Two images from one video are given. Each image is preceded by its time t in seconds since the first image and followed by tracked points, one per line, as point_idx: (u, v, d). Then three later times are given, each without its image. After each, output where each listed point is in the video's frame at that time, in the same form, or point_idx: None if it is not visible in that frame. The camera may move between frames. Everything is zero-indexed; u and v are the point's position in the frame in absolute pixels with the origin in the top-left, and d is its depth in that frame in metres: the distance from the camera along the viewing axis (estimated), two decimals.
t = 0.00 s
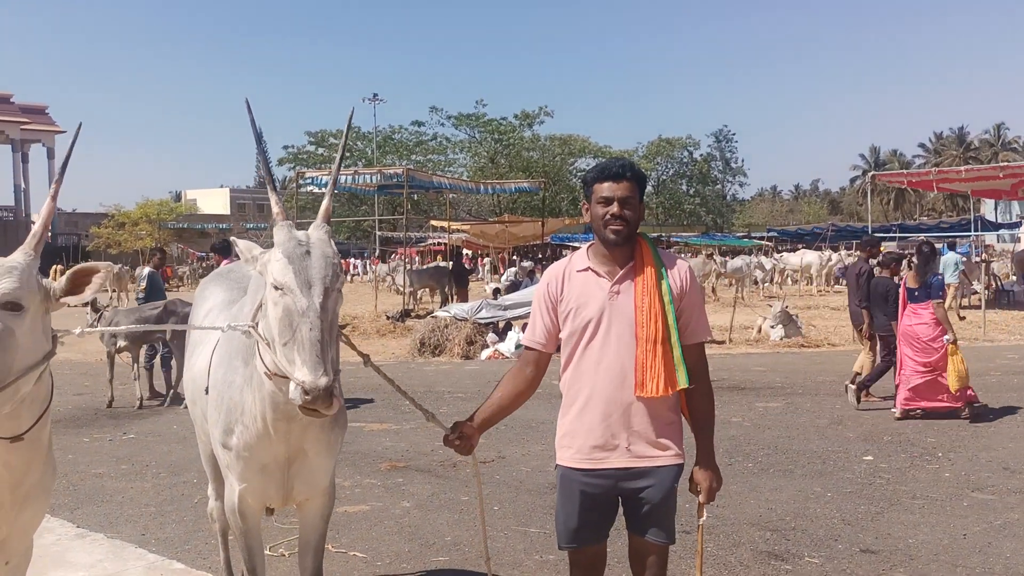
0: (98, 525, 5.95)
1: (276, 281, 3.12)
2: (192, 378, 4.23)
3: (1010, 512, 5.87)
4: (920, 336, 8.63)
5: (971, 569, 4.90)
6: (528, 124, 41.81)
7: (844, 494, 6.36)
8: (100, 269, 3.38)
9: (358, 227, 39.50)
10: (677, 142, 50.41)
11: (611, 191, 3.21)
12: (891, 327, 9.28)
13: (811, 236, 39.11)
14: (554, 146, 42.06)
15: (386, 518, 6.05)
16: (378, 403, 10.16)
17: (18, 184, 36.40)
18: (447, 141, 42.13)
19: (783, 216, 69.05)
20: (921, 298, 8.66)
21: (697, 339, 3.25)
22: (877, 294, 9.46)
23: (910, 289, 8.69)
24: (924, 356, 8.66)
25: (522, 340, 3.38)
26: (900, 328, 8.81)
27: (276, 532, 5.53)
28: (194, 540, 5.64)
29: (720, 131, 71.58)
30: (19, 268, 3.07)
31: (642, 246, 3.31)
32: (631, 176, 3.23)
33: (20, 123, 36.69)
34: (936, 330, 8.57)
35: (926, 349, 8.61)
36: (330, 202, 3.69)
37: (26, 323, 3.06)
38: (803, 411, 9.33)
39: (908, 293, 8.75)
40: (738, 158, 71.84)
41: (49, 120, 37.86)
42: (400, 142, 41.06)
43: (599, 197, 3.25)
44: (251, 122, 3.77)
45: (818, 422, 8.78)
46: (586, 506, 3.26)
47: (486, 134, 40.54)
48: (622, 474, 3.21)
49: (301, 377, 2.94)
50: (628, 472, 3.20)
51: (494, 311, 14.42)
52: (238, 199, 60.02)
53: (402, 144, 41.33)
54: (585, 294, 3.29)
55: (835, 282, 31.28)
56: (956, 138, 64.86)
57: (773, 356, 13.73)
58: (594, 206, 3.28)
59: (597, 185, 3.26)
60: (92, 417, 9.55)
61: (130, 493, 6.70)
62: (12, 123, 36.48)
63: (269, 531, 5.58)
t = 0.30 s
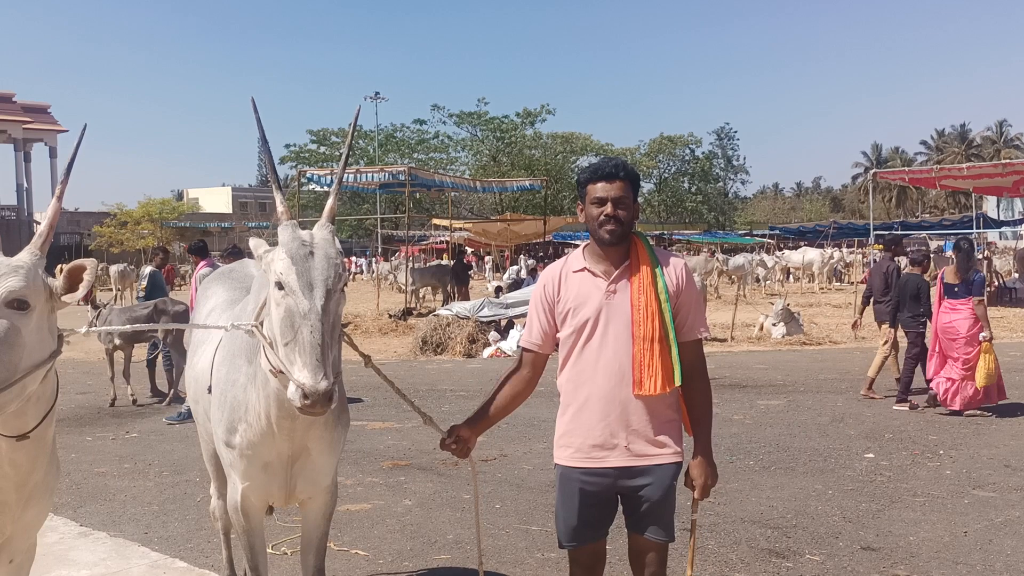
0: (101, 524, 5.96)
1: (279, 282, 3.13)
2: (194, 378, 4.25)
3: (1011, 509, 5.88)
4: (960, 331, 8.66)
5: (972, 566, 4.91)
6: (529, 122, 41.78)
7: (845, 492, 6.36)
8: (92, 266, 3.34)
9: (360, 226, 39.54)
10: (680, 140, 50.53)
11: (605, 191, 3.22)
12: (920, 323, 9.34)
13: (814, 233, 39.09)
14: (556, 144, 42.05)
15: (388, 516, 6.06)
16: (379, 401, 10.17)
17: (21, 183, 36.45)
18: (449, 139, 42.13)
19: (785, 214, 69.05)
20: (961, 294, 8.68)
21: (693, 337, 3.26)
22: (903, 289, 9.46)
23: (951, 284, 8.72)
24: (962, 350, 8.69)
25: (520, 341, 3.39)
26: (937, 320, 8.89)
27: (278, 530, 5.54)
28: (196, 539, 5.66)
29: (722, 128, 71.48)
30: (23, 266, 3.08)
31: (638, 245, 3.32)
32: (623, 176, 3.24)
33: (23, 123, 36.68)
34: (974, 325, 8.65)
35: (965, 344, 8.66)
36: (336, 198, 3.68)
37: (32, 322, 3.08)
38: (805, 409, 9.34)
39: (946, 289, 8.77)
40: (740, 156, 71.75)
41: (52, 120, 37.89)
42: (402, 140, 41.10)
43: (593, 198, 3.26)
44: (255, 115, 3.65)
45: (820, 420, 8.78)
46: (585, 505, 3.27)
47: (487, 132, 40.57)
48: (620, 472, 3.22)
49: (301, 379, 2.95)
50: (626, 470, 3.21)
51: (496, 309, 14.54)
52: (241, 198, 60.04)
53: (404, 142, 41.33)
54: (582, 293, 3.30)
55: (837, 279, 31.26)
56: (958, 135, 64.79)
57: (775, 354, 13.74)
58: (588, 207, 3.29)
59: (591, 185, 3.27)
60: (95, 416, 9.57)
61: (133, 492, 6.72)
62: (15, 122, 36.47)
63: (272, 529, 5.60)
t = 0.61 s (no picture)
0: (107, 524, 5.98)
1: (287, 294, 3.14)
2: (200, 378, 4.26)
3: (1016, 501, 5.88)
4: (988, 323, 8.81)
5: (977, 558, 4.92)
6: (529, 119, 41.76)
7: (849, 485, 6.37)
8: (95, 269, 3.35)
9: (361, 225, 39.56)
10: (681, 136, 50.53)
11: (602, 187, 3.23)
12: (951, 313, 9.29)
13: (815, 228, 39.05)
14: (556, 141, 42.02)
15: (393, 514, 6.08)
16: (382, 400, 10.19)
17: (22, 185, 36.47)
18: (449, 137, 42.14)
19: (787, 209, 69.03)
20: (991, 288, 8.77)
21: (693, 330, 3.27)
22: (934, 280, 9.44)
23: (981, 279, 8.79)
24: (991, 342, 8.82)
25: (521, 339, 3.41)
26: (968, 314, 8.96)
27: (285, 529, 5.57)
28: (203, 538, 5.67)
29: (722, 123, 71.39)
30: (30, 272, 3.09)
31: (636, 241, 3.32)
32: (620, 172, 3.24)
33: (24, 126, 36.67)
34: (1001, 315, 8.81)
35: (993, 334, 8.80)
36: (345, 202, 3.68)
37: (38, 325, 3.08)
38: (808, 403, 9.35)
39: (976, 283, 8.84)
40: (741, 152, 71.68)
41: (53, 122, 37.92)
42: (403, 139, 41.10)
43: (591, 194, 3.26)
44: (263, 119, 3.57)
45: (824, 414, 8.78)
46: (588, 500, 3.28)
47: (488, 130, 40.61)
48: (622, 467, 3.22)
49: (309, 393, 2.97)
50: (628, 465, 3.22)
51: (498, 307, 14.58)
52: (242, 198, 60.02)
53: (404, 141, 41.35)
54: (581, 290, 3.31)
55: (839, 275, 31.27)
56: (959, 128, 64.72)
57: (778, 349, 13.74)
58: (586, 203, 3.29)
59: (588, 181, 3.27)
60: (100, 418, 9.59)
61: (139, 492, 6.73)
62: (16, 125, 36.47)
63: (278, 528, 5.62)
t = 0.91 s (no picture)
0: (116, 525, 6.00)
1: (297, 296, 3.15)
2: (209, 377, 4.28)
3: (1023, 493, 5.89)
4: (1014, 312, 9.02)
5: (985, 550, 4.93)
6: (529, 117, 41.76)
7: (855, 480, 6.38)
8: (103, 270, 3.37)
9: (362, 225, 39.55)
10: (682, 133, 50.57)
11: (606, 187, 3.23)
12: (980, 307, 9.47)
13: (817, 223, 39.04)
14: (557, 139, 42.02)
15: (401, 512, 6.09)
16: (387, 399, 10.20)
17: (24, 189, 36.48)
18: (449, 136, 42.18)
19: (789, 204, 69.08)
20: (1016, 275, 9.04)
21: (699, 327, 3.27)
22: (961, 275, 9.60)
23: (1005, 267, 9.11)
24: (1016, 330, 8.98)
25: (526, 337, 3.42)
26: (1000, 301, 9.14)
27: (293, 527, 5.58)
28: (212, 537, 5.69)
29: (723, 119, 71.35)
30: (40, 273, 3.10)
31: (641, 238, 3.33)
32: (624, 171, 3.24)
33: (25, 129, 36.66)
34: None
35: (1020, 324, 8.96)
36: (352, 204, 3.69)
37: (47, 326, 3.09)
38: (813, 398, 9.36)
39: (1002, 271, 9.17)
40: (742, 148, 71.67)
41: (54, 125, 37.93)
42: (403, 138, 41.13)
43: (595, 193, 3.27)
44: (270, 122, 3.56)
45: (829, 409, 8.79)
46: (596, 495, 3.29)
47: (489, 128, 40.66)
48: (630, 462, 3.23)
49: (320, 396, 2.97)
50: (635, 461, 3.23)
51: (501, 305, 14.61)
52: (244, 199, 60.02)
53: (405, 140, 41.40)
54: (586, 287, 3.31)
55: (842, 269, 31.27)
56: (960, 122, 64.66)
57: (782, 344, 13.76)
58: (590, 201, 3.30)
59: (593, 180, 3.27)
60: (106, 419, 9.60)
61: (146, 493, 6.75)
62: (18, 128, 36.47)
63: (287, 527, 5.64)
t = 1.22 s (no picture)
0: (121, 524, 6.01)
1: (297, 289, 3.15)
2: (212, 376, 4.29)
3: None
4: None
5: (989, 540, 4.93)
6: (531, 113, 41.74)
7: (860, 471, 6.37)
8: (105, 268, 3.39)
9: (364, 222, 39.55)
10: (683, 127, 50.58)
11: (607, 178, 3.22)
12: (1006, 294, 9.51)
13: (820, 215, 39.01)
14: (558, 134, 41.99)
15: (405, 508, 6.09)
16: (391, 396, 10.20)
17: (26, 190, 36.53)
18: (451, 132, 42.18)
19: (791, 197, 69.02)
20: None
21: (702, 320, 3.27)
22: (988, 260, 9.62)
23: None
24: None
25: (529, 332, 3.41)
26: (1023, 305, 8.79)
27: (299, 524, 5.59)
28: (217, 535, 5.70)
29: (724, 113, 71.26)
30: (42, 270, 3.10)
31: (643, 231, 3.33)
32: (625, 163, 3.23)
33: (26, 130, 36.70)
34: None
35: None
36: (351, 198, 3.68)
37: (50, 325, 3.10)
38: (817, 390, 9.37)
39: None
40: (744, 142, 71.60)
41: (55, 125, 37.98)
42: (405, 135, 41.17)
43: (596, 185, 3.26)
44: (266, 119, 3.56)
45: (834, 401, 8.79)
46: (601, 490, 3.28)
47: (490, 124, 40.64)
48: (634, 456, 3.23)
49: (323, 385, 2.98)
50: (640, 454, 3.22)
51: (504, 301, 14.59)
52: (246, 198, 60.10)
53: (406, 137, 41.42)
54: (589, 280, 3.31)
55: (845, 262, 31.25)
56: (962, 112, 64.53)
57: (786, 337, 13.75)
58: (592, 194, 3.29)
59: (594, 173, 3.27)
60: (110, 418, 9.63)
61: (151, 492, 6.75)
62: (19, 129, 36.51)
63: (291, 524, 5.65)
